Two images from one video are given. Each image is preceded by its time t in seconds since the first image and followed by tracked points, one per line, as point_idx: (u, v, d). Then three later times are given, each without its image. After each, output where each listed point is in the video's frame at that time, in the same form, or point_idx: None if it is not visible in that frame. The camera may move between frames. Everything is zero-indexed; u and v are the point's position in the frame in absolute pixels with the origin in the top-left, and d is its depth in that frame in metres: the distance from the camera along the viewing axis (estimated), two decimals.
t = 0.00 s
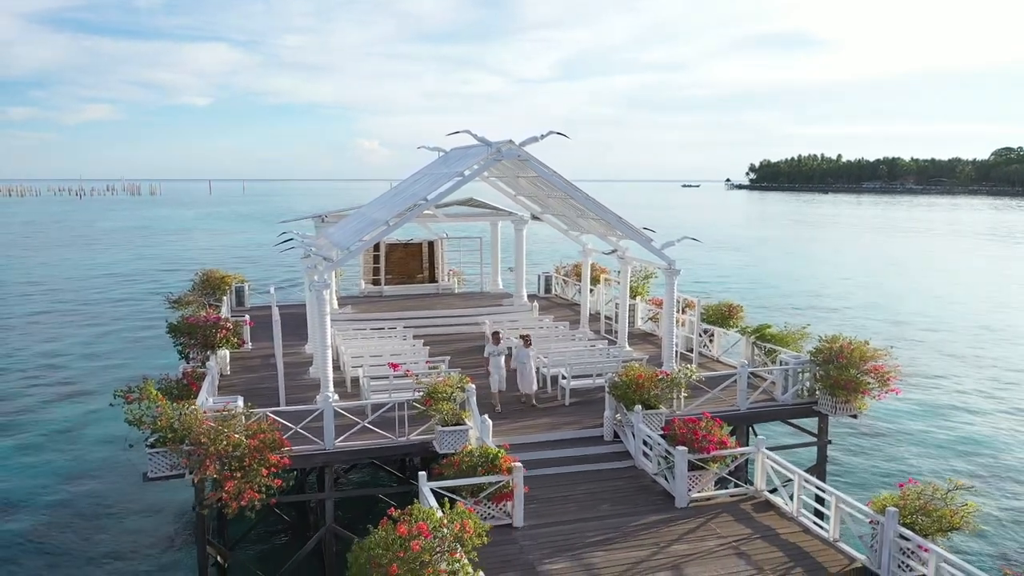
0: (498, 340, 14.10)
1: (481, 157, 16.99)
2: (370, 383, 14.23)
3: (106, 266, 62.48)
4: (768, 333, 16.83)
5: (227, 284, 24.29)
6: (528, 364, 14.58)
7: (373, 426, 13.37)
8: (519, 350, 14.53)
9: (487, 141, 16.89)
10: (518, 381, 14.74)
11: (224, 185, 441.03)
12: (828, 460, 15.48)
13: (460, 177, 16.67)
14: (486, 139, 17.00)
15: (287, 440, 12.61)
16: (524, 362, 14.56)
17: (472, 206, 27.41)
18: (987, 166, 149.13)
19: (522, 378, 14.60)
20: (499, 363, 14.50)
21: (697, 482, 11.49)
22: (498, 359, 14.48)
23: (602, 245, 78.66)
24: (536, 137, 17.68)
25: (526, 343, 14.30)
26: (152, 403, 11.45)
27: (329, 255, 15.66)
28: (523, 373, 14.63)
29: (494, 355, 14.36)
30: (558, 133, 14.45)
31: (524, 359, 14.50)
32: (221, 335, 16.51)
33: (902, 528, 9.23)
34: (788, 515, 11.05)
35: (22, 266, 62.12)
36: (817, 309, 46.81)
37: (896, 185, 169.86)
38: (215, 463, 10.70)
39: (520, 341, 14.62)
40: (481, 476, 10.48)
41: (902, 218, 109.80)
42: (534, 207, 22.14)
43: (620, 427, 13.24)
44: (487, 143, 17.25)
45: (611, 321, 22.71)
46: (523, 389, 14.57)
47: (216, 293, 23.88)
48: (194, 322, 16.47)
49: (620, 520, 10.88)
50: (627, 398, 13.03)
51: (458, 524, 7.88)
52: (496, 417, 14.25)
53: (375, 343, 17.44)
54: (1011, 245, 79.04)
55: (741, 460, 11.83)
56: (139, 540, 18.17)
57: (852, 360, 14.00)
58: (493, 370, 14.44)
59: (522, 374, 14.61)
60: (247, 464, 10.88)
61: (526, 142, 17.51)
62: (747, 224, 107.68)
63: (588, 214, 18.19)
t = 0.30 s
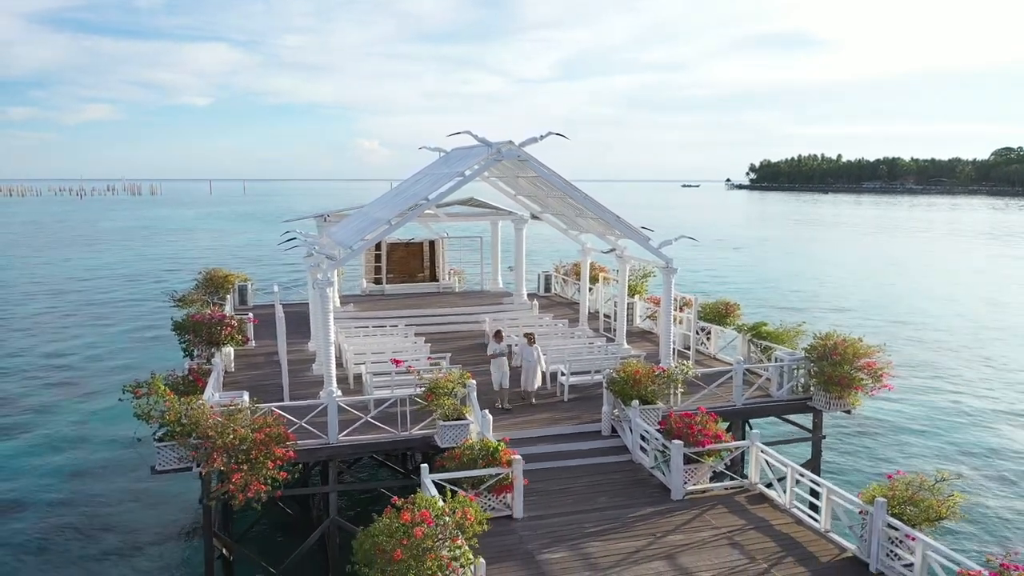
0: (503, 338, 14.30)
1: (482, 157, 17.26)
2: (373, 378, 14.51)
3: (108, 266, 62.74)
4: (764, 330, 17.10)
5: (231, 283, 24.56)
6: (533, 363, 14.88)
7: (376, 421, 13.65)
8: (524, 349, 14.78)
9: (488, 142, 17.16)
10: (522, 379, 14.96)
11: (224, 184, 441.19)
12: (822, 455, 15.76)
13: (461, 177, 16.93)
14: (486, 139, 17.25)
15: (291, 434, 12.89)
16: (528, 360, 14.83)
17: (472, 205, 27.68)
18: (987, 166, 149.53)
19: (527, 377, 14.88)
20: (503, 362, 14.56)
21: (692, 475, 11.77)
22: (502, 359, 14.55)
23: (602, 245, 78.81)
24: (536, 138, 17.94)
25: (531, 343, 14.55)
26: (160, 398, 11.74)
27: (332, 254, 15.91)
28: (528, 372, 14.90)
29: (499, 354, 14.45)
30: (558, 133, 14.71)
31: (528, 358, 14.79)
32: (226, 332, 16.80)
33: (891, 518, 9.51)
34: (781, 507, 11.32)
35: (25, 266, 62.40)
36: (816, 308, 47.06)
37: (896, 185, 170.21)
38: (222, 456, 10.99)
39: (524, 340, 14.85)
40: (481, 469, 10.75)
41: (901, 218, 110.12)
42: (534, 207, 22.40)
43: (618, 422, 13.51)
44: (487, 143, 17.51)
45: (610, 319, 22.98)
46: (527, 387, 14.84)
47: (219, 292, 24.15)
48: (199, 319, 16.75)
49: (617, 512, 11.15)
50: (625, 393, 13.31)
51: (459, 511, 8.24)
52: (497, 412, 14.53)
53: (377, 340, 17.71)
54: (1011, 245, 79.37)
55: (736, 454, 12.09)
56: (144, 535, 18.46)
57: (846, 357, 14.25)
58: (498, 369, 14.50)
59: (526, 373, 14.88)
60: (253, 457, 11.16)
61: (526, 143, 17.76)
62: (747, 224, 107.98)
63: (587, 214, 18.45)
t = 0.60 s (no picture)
0: (507, 337, 14.49)
1: (482, 157, 17.53)
2: (375, 374, 14.78)
3: (110, 265, 62.92)
4: (760, 328, 17.38)
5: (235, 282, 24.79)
6: (535, 361, 15.06)
7: (378, 415, 13.90)
8: (526, 348, 14.96)
9: (488, 142, 17.42)
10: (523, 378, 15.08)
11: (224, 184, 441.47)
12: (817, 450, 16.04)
13: (462, 176, 17.21)
14: (486, 140, 17.51)
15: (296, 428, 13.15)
16: (530, 358, 15.00)
17: (473, 204, 27.94)
18: (987, 166, 149.72)
19: (529, 374, 15.03)
20: (506, 360, 14.67)
21: (688, 468, 12.03)
22: (504, 358, 14.66)
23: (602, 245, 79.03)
24: (535, 138, 18.21)
25: (533, 341, 14.74)
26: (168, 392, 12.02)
27: (334, 252, 16.14)
28: (530, 370, 15.06)
29: (503, 353, 14.57)
30: (556, 134, 14.97)
31: (530, 356, 14.97)
32: (230, 330, 17.08)
33: (880, 508, 9.78)
34: (774, 499, 11.60)
35: (27, 265, 62.60)
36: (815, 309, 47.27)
37: (896, 185, 170.38)
38: (229, 449, 11.28)
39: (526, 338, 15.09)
40: (482, 462, 11.02)
41: (901, 218, 110.31)
42: (533, 207, 22.69)
43: (615, 417, 13.75)
44: (488, 144, 17.78)
45: (609, 318, 23.23)
46: (530, 385, 14.97)
47: (222, 291, 24.37)
48: (204, 317, 17.03)
49: (614, 503, 11.43)
50: (622, 388, 13.58)
51: (461, 500, 8.59)
52: (497, 408, 14.80)
53: (379, 338, 17.97)
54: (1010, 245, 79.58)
55: (730, 448, 12.38)
56: (149, 528, 18.70)
57: (840, 353, 14.51)
58: (501, 367, 14.62)
59: (527, 372, 15.04)
60: (259, 451, 11.42)
61: (525, 143, 18.03)
62: (747, 224, 108.20)
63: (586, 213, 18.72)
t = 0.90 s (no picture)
0: (511, 337, 14.58)
1: (483, 157, 17.76)
2: (377, 370, 15.06)
3: (112, 264, 63.23)
4: (757, 325, 17.64)
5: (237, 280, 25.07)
6: (535, 360, 15.06)
7: (380, 411, 14.18)
8: (526, 347, 14.97)
9: (489, 143, 17.64)
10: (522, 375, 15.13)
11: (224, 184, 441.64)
12: (811, 445, 16.30)
13: (462, 176, 17.44)
14: (487, 141, 17.72)
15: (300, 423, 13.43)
16: (530, 357, 15.01)
17: (473, 203, 28.18)
18: (987, 166, 149.94)
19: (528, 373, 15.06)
20: (509, 358, 14.82)
21: (683, 462, 12.29)
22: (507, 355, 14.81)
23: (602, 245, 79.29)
24: (535, 138, 18.44)
25: (533, 341, 14.75)
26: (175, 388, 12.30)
27: (336, 251, 16.36)
28: (529, 369, 15.08)
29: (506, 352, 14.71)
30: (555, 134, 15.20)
31: (531, 355, 14.99)
32: (234, 327, 17.36)
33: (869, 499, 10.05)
34: (767, 491, 11.86)
35: (29, 265, 62.88)
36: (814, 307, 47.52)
37: (896, 184, 170.69)
38: (235, 442, 11.57)
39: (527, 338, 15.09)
40: (482, 455, 11.29)
41: (900, 218, 110.61)
42: (533, 206, 22.91)
43: (613, 413, 14.02)
44: (488, 144, 18.03)
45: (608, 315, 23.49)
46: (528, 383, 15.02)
47: (225, 289, 24.65)
48: (208, 314, 17.30)
49: (611, 496, 11.70)
50: (620, 384, 13.84)
51: (461, 491, 8.98)
52: (497, 403, 15.08)
53: (381, 335, 18.24)
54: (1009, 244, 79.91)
55: (725, 442, 12.62)
56: (153, 523, 19.00)
57: (833, 350, 14.76)
58: (503, 365, 14.77)
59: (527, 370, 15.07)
60: (264, 444, 11.69)
61: (525, 143, 18.27)
62: (747, 223, 108.47)
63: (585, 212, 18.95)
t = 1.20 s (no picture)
0: (515, 335, 14.81)
1: (482, 157, 18.00)
2: (379, 365, 15.31)
3: (114, 263, 63.44)
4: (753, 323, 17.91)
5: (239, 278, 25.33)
6: (535, 357, 15.33)
7: (381, 406, 14.42)
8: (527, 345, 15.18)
9: (489, 142, 17.89)
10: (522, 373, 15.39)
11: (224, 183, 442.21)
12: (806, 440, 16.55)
13: (463, 176, 17.68)
14: (487, 140, 17.99)
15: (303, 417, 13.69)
16: (531, 355, 15.28)
17: (473, 203, 28.42)
18: (987, 165, 150.18)
19: (529, 370, 15.32)
20: (512, 356, 15.11)
21: (678, 455, 12.55)
22: (510, 353, 15.09)
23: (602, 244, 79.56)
24: (534, 138, 18.68)
25: (536, 339, 14.97)
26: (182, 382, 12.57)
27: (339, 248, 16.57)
28: (530, 366, 15.35)
29: (508, 349, 14.97)
30: (555, 134, 15.43)
31: (532, 353, 15.26)
32: (237, 323, 17.63)
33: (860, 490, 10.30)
34: (761, 484, 12.12)
35: (31, 263, 63.11)
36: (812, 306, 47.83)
37: (896, 184, 171.01)
38: (240, 435, 11.87)
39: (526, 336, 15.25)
40: (482, 448, 11.55)
41: (900, 217, 110.89)
42: (533, 204, 23.13)
43: (610, 407, 14.27)
44: (488, 144, 18.27)
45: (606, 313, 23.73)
46: (530, 380, 15.29)
47: (227, 286, 24.92)
48: (212, 311, 17.55)
49: (609, 487, 11.96)
50: (617, 379, 14.08)
51: (460, 481, 9.40)
52: (497, 398, 15.34)
53: (383, 332, 18.49)
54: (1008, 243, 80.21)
55: (720, 435, 12.88)
56: (158, 516, 19.27)
57: (828, 346, 14.99)
58: (506, 364, 15.01)
59: (528, 367, 15.33)
60: (269, 438, 11.96)
61: (524, 143, 18.52)
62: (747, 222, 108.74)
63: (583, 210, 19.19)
